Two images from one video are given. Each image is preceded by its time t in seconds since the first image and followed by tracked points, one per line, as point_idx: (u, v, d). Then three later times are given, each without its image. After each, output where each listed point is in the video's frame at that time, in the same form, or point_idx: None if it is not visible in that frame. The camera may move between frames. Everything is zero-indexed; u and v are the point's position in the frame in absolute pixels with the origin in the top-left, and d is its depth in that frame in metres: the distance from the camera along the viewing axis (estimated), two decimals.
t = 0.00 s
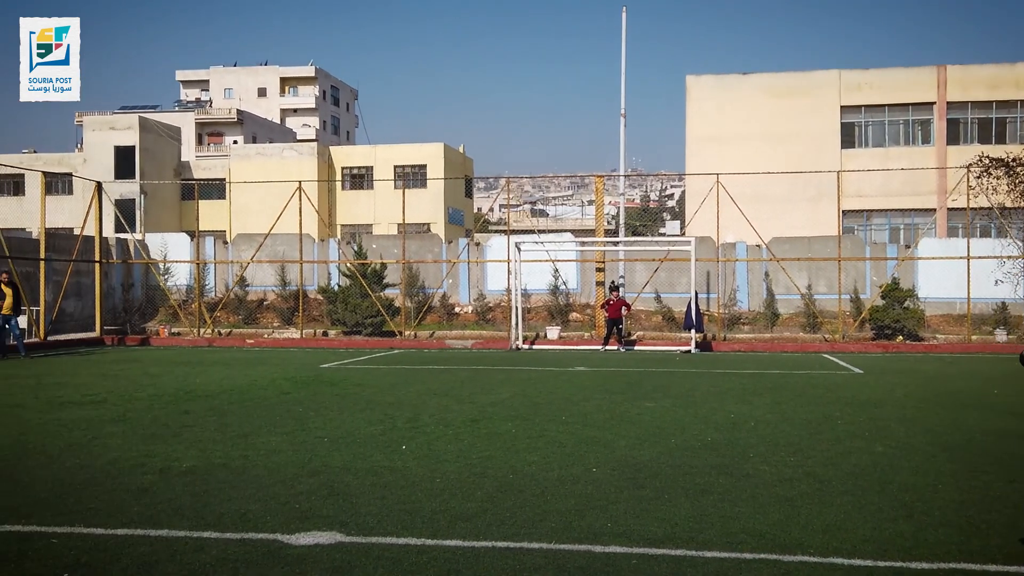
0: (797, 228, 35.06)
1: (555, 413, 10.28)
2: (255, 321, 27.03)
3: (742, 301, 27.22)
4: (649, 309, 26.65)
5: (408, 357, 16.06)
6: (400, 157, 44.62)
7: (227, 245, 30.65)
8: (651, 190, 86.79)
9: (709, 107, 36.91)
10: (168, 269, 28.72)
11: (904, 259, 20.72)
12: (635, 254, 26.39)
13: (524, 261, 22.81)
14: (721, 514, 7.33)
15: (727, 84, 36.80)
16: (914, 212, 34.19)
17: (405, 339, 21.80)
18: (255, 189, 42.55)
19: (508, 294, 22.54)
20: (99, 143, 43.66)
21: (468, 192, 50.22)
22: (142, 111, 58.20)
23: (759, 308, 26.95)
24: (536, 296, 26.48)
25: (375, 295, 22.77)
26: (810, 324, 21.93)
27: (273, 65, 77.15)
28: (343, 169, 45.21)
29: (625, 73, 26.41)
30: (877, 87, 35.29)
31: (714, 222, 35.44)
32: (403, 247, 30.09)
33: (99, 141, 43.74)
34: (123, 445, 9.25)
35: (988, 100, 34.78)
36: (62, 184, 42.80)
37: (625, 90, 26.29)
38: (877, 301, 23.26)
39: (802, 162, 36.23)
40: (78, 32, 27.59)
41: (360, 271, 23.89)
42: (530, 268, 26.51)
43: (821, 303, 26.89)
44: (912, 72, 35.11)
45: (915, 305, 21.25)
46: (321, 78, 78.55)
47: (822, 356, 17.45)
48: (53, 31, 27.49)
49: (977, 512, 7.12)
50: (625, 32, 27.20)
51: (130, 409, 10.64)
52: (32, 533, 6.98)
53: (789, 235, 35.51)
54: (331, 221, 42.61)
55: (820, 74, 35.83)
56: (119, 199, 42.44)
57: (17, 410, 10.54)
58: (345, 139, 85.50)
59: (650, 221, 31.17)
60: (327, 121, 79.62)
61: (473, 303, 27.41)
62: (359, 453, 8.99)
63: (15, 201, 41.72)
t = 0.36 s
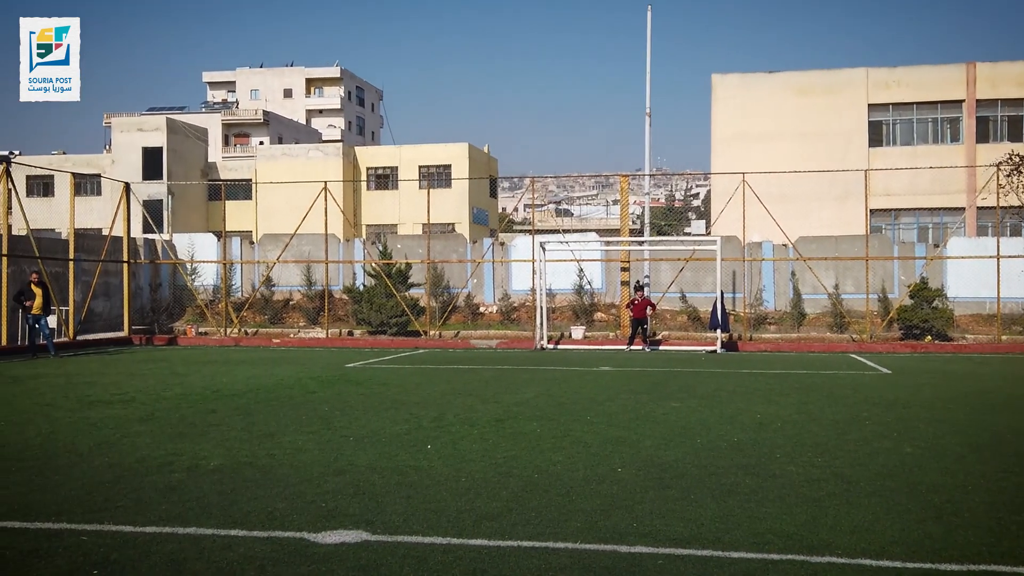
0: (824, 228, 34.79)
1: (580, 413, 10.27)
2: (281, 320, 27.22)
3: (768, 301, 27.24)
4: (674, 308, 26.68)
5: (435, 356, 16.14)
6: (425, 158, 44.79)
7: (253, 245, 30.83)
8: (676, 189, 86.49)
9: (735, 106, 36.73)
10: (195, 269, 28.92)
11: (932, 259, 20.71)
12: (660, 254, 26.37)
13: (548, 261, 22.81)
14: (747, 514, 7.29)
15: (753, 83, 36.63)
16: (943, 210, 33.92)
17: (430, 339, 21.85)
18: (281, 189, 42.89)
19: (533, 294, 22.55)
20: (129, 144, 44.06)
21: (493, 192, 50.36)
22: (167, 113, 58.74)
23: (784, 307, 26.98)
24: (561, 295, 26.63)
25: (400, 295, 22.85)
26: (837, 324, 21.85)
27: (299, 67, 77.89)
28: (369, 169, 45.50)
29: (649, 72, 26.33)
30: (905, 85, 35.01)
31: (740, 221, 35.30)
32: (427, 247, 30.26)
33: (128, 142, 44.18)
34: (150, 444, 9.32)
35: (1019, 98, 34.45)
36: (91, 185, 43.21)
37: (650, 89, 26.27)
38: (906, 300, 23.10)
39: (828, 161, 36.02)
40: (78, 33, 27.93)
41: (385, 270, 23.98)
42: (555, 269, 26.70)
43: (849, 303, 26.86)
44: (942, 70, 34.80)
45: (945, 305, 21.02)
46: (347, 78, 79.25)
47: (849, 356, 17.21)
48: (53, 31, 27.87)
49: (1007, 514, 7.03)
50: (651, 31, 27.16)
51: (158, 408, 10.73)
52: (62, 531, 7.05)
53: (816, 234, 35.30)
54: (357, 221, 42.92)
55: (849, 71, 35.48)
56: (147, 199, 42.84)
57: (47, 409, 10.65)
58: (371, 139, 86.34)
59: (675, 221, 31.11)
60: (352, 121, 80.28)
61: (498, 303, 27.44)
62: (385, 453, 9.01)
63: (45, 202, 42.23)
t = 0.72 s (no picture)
0: (850, 227, 34.54)
1: (604, 413, 10.26)
2: (307, 320, 27.40)
3: (795, 301, 27.17)
4: (699, 308, 26.69)
5: (462, 356, 16.19)
6: (450, 157, 44.95)
7: (279, 245, 31.06)
8: (700, 189, 86.12)
9: (761, 104, 36.52)
10: (222, 269, 29.22)
11: (960, 259, 20.52)
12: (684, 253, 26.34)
13: (573, 261, 22.87)
14: (774, 515, 7.26)
15: (780, 81, 36.41)
16: (972, 209, 33.60)
17: (454, 339, 21.88)
18: (306, 190, 43.18)
19: (557, 293, 22.58)
20: (155, 145, 44.37)
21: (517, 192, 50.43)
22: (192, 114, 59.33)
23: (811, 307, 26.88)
24: (586, 295, 26.72)
25: (424, 295, 22.97)
26: (864, 324, 21.76)
27: (323, 67, 78.46)
28: (393, 169, 45.72)
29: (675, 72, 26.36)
30: (934, 83, 34.75)
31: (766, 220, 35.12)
32: (452, 247, 30.40)
33: (154, 143, 44.50)
34: (178, 442, 9.40)
35: None
36: (118, 186, 43.64)
37: (674, 89, 26.24)
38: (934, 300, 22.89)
39: (853, 160, 35.76)
40: (76, 32, 30.98)
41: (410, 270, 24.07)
42: (580, 268, 26.81)
43: (876, 302, 26.70)
44: (970, 68, 34.58)
45: (973, 305, 20.82)
46: (372, 79, 79.80)
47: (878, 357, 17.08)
48: (52, 32, 30.65)
49: None
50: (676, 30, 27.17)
51: (186, 406, 10.81)
52: (91, 528, 7.12)
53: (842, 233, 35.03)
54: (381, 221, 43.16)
55: (876, 69, 35.19)
56: (174, 200, 43.22)
57: (77, 407, 10.76)
58: (396, 139, 86.90)
59: (699, 221, 31.08)
60: (376, 121, 80.75)
61: (523, 302, 27.48)
62: (411, 452, 9.04)
63: (73, 203, 42.76)
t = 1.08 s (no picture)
0: (875, 226, 34.29)
1: (627, 413, 10.25)
2: (330, 320, 27.52)
3: (819, 301, 27.07)
4: (723, 308, 26.66)
5: (481, 355, 16.25)
6: (472, 158, 45.08)
7: (302, 245, 31.17)
8: (723, 187, 85.73)
9: (786, 104, 36.31)
10: (246, 269, 29.42)
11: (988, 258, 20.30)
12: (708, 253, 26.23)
13: (596, 261, 22.82)
14: (800, 517, 7.21)
15: (804, 81, 36.18)
16: (998, 208, 33.32)
17: (476, 338, 21.87)
18: (328, 190, 43.43)
19: (580, 293, 22.52)
20: (179, 146, 44.72)
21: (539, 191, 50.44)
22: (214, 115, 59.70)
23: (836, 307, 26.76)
24: (608, 295, 26.80)
25: (447, 294, 23.00)
26: (890, 325, 21.70)
27: (346, 68, 78.82)
28: (415, 169, 45.88)
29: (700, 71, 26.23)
30: (960, 82, 34.54)
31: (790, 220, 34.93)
32: (474, 247, 30.44)
33: (178, 144, 44.83)
34: (203, 440, 9.47)
35: None
36: (143, 187, 43.97)
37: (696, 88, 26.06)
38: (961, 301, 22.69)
39: (878, 159, 35.50)
40: (77, 33, 28.51)
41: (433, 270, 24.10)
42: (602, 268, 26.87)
43: (901, 302, 26.55)
44: (996, 67, 34.38)
45: (1000, 305, 20.62)
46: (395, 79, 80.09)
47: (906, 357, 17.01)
48: (53, 31, 28.20)
49: None
50: (700, 29, 26.92)
51: (210, 406, 10.88)
52: (118, 526, 7.18)
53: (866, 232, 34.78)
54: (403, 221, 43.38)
55: (902, 68, 34.96)
56: (198, 201, 43.50)
57: (103, 406, 10.85)
58: (419, 139, 87.19)
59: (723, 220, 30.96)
60: (398, 121, 81.04)
61: (545, 302, 27.50)
62: (434, 451, 9.08)
63: (98, 204, 43.16)
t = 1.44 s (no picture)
0: (898, 226, 34.08)
1: (648, 414, 10.24)
2: (351, 320, 27.64)
3: (842, 301, 26.99)
4: (745, 308, 26.65)
5: (500, 355, 16.30)
6: (493, 158, 45.15)
7: (324, 245, 31.32)
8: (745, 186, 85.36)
9: (809, 104, 36.12)
10: (268, 269, 29.61)
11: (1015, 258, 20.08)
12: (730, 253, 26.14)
13: (617, 261, 22.82)
14: (823, 518, 7.18)
15: (827, 80, 35.96)
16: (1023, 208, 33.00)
17: (497, 339, 21.90)
18: (349, 190, 43.65)
19: (601, 293, 22.49)
20: (202, 147, 45.02)
21: (560, 191, 50.41)
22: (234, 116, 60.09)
23: (859, 307, 26.67)
24: (629, 295, 26.90)
25: (467, 295, 23.04)
26: (914, 325, 21.61)
27: (367, 69, 79.14)
28: (436, 170, 45.99)
29: (722, 72, 26.17)
30: (985, 80, 34.27)
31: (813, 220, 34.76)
32: (495, 247, 30.49)
33: (200, 145, 45.10)
34: (225, 440, 9.53)
35: None
36: (166, 188, 44.29)
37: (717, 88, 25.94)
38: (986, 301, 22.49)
39: (900, 158, 35.27)
40: (77, 33, 27.89)
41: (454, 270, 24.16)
42: (623, 268, 26.91)
43: (925, 302, 26.39)
44: (1022, 65, 34.09)
45: None
46: (415, 79, 80.37)
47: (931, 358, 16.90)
48: (53, 31, 27.54)
49: None
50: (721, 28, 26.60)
51: (232, 405, 10.95)
52: (141, 525, 7.23)
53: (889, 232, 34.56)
54: (424, 221, 43.52)
55: (926, 66, 34.72)
56: (220, 201, 43.77)
57: (127, 405, 10.94)
58: (439, 139, 87.47)
59: (745, 220, 30.84)
60: (419, 122, 81.30)
61: (566, 303, 27.52)
62: (455, 450, 9.10)
63: (122, 204, 43.54)
